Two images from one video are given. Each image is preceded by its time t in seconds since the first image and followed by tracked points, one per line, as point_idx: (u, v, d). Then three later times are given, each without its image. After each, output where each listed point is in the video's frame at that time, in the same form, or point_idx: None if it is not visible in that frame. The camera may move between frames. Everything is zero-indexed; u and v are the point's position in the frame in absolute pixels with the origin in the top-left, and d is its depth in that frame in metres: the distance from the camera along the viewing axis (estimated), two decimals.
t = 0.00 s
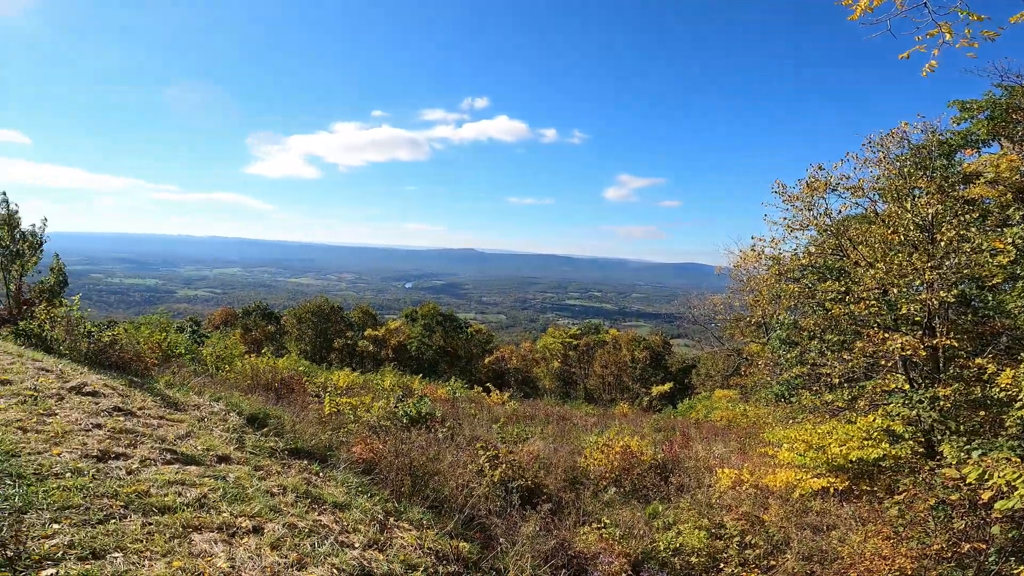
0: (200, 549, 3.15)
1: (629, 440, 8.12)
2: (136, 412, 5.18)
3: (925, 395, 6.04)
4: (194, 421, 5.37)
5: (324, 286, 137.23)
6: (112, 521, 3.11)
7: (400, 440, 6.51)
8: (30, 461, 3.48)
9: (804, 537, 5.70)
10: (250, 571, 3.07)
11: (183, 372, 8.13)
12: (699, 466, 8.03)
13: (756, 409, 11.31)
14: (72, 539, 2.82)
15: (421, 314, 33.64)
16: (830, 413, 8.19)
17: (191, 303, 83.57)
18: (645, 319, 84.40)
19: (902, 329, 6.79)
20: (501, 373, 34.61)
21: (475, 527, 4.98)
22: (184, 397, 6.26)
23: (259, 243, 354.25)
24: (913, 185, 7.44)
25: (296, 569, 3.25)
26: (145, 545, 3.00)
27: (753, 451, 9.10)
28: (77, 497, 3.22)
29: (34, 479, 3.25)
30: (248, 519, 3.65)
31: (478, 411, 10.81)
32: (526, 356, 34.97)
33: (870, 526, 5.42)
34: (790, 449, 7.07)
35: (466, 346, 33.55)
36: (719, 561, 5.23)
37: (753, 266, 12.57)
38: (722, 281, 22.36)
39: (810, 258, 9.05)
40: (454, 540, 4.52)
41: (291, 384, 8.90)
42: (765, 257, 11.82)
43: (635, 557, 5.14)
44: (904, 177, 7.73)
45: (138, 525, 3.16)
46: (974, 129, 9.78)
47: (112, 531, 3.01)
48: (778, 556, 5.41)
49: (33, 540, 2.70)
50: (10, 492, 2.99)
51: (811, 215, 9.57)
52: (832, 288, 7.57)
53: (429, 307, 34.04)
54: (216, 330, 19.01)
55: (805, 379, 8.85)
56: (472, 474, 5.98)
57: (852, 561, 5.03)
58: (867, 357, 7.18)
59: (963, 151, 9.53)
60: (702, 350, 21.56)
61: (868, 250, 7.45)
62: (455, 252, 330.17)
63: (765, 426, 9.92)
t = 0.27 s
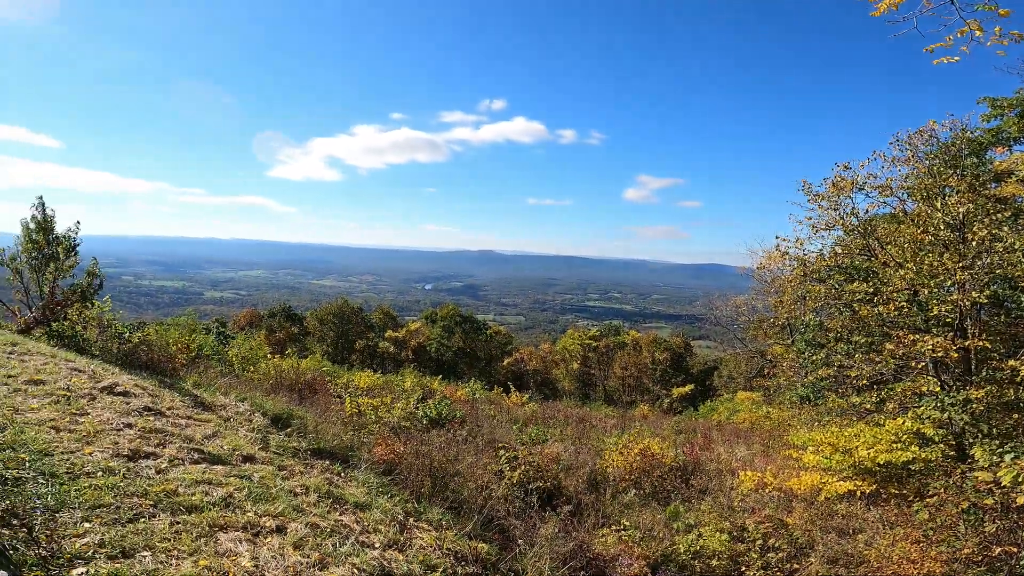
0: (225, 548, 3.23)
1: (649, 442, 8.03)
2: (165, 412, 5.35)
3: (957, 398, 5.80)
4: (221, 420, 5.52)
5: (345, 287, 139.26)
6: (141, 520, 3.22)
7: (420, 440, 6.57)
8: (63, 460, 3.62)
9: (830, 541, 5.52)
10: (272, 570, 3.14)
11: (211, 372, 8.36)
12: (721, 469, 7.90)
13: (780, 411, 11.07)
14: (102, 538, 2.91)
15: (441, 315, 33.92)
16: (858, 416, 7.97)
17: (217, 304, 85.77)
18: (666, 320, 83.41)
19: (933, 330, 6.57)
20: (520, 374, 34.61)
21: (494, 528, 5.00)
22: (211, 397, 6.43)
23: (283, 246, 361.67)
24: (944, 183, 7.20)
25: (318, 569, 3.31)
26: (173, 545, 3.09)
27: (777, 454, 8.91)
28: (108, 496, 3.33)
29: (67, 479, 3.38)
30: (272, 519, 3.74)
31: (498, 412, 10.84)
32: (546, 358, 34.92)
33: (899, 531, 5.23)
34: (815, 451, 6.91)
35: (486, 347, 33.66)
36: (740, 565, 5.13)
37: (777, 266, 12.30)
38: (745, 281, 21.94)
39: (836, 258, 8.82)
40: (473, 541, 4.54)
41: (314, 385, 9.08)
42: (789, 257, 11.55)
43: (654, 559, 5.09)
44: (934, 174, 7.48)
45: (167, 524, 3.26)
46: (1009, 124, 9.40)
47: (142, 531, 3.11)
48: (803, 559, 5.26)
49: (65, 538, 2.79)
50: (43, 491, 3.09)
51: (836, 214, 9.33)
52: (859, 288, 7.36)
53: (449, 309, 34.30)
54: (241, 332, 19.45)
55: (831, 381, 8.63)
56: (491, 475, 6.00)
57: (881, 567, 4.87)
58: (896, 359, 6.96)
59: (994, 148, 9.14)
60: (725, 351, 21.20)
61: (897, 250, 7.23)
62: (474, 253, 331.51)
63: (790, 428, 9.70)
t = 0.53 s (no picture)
0: (240, 548, 3.28)
1: (661, 444, 7.98)
2: (180, 413, 5.43)
3: (974, 399, 5.67)
4: (235, 421, 5.60)
5: (357, 289, 140.41)
6: (158, 520, 3.27)
7: (431, 441, 6.60)
8: (82, 461, 3.70)
9: (845, 543, 5.42)
10: (286, 570, 3.17)
11: (225, 374, 8.49)
12: (733, 471, 7.82)
13: (794, 413, 10.94)
14: (119, 538, 2.96)
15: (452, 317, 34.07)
16: (875, 418, 7.84)
17: (231, 306, 86.90)
18: (677, 321, 82.86)
19: (951, 331, 6.44)
20: (531, 375, 34.60)
21: (504, 530, 5.00)
22: (225, 398, 6.53)
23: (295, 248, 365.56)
24: (961, 182, 7.05)
25: (331, 569, 3.34)
26: (188, 545, 3.14)
27: (791, 456, 8.79)
28: (126, 496, 3.40)
29: (86, 479, 3.45)
30: (286, 519, 3.78)
31: (508, 413, 10.85)
32: (556, 359, 34.88)
33: (916, 532, 5.13)
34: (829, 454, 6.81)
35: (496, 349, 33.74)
36: (753, 567, 5.07)
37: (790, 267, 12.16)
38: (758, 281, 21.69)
39: (851, 258, 8.69)
40: (483, 542, 4.55)
41: (327, 386, 9.17)
42: (803, 257, 11.41)
43: (665, 561, 5.06)
44: (951, 173, 7.34)
45: (182, 525, 3.31)
46: None
47: (158, 531, 3.16)
48: (817, 563, 5.19)
49: (83, 538, 2.84)
50: (62, 491, 3.15)
51: (851, 215, 9.19)
52: (875, 289, 7.24)
53: (459, 311, 34.43)
54: (255, 334, 19.67)
55: (846, 383, 8.50)
56: (501, 476, 6.01)
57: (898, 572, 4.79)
58: (913, 361, 6.84)
59: (1015, 146, 8.94)
60: (737, 352, 21.02)
61: (913, 250, 7.10)
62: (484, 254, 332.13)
63: (804, 430, 9.56)
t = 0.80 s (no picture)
0: (248, 548, 3.30)
1: (667, 445, 7.95)
2: (189, 413, 5.48)
3: (986, 400, 5.59)
4: (243, 422, 5.64)
5: (363, 290, 141.00)
6: (168, 520, 3.31)
7: (437, 442, 6.61)
8: (94, 461, 3.74)
9: (853, 544, 5.37)
10: (294, 570, 3.19)
11: (233, 374, 8.55)
12: (741, 472, 7.78)
13: (802, 414, 10.86)
14: (130, 538, 2.99)
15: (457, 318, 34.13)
16: (884, 420, 7.76)
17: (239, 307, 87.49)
18: (684, 321, 82.50)
19: (962, 332, 6.37)
20: (537, 376, 34.58)
21: (510, 531, 5.00)
22: (233, 398, 6.58)
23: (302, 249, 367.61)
24: (972, 181, 6.98)
25: (338, 570, 3.36)
26: (198, 545, 3.17)
27: (799, 457, 8.73)
28: (137, 496, 3.43)
29: (97, 479, 3.49)
30: (294, 519, 3.80)
31: (514, 414, 10.85)
32: (562, 360, 34.82)
33: (924, 533, 5.07)
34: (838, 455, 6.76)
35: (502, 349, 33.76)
36: (761, 568, 5.03)
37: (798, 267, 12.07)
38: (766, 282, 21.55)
39: (860, 258, 8.61)
40: (489, 543, 4.55)
41: (333, 387, 9.21)
42: (811, 258, 11.32)
43: (672, 562, 5.03)
44: (962, 173, 7.25)
45: (192, 525, 3.34)
46: None
47: (168, 531, 3.19)
48: (825, 564, 5.14)
49: (95, 538, 2.87)
50: (74, 492, 3.19)
51: (860, 215, 9.12)
52: (885, 290, 7.18)
53: (465, 312, 34.50)
54: (262, 335, 19.76)
55: (855, 384, 8.43)
56: (507, 477, 6.00)
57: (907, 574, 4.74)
58: (923, 362, 6.77)
59: None
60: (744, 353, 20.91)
61: (923, 250, 7.03)
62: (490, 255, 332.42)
63: (812, 431, 9.49)
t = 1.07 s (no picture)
0: (255, 548, 3.32)
1: (672, 446, 7.93)
2: (197, 414, 5.53)
3: (994, 400, 5.54)
4: (250, 423, 5.67)
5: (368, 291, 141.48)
6: (176, 521, 3.33)
7: (442, 443, 6.62)
8: (102, 462, 3.77)
9: (860, 545, 5.33)
10: (301, 571, 3.20)
11: (239, 375, 8.60)
12: (746, 473, 7.74)
13: (808, 415, 10.80)
14: (139, 539, 3.02)
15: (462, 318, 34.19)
16: (891, 420, 7.71)
17: (245, 308, 87.94)
18: (689, 322, 82.26)
19: (970, 332, 6.32)
20: (541, 377, 34.56)
21: (515, 531, 5.00)
22: (240, 399, 6.62)
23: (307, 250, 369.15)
24: (980, 180, 6.92)
25: (344, 570, 3.37)
26: (205, 545, 3.19)
27: (805, 458, 8.68)
28: (145, 497, 3.46)
29: (106, 480, 3.52)
30: (300, 520, 3.82)
31: (519, 415, 10.86)
32: (567, 361, 34.78)
33: (932, 534, 5.03)
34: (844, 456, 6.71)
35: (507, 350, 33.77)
36: (767, 569, 5.00)
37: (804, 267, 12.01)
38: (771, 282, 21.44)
39: (866, 258, 8.56)
40: (494, 543, 4.55)
41: (339, 388, 9.24)
42: (818, 258, 11.26)
43: (678, 563, 5.01)
44: (969, 172, 7.20)
45: (200, 525, 3.36)
46: None
47: (176, 531, 3.22)
48: (832, 565, 5.11)
49: (104, 538, 2.89)
50: (83, 492, 3.22)
51: (867, 215, 9.06)
52: (892, 290, 7.13)
53: (470, 312, 34.56)
54: (269, 336, 19.88)
55: (862, 385, 8.38)
56: (512, 478, 6.01)
57: None
58: (931, 362, 6.72)
59: None
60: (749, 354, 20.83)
61: (930, 250, 6.98)
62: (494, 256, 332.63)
63: (819, 432, 9.44)
